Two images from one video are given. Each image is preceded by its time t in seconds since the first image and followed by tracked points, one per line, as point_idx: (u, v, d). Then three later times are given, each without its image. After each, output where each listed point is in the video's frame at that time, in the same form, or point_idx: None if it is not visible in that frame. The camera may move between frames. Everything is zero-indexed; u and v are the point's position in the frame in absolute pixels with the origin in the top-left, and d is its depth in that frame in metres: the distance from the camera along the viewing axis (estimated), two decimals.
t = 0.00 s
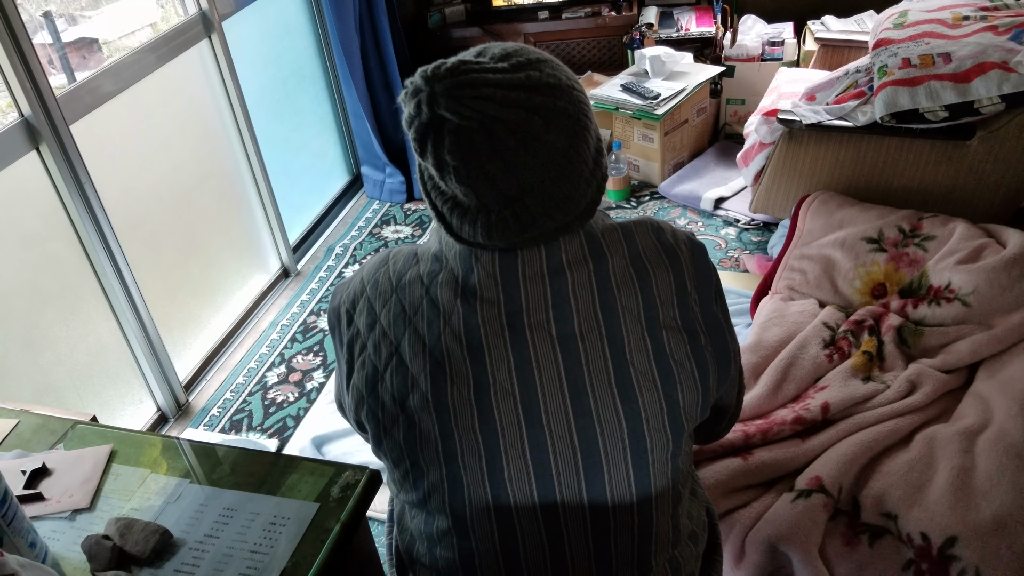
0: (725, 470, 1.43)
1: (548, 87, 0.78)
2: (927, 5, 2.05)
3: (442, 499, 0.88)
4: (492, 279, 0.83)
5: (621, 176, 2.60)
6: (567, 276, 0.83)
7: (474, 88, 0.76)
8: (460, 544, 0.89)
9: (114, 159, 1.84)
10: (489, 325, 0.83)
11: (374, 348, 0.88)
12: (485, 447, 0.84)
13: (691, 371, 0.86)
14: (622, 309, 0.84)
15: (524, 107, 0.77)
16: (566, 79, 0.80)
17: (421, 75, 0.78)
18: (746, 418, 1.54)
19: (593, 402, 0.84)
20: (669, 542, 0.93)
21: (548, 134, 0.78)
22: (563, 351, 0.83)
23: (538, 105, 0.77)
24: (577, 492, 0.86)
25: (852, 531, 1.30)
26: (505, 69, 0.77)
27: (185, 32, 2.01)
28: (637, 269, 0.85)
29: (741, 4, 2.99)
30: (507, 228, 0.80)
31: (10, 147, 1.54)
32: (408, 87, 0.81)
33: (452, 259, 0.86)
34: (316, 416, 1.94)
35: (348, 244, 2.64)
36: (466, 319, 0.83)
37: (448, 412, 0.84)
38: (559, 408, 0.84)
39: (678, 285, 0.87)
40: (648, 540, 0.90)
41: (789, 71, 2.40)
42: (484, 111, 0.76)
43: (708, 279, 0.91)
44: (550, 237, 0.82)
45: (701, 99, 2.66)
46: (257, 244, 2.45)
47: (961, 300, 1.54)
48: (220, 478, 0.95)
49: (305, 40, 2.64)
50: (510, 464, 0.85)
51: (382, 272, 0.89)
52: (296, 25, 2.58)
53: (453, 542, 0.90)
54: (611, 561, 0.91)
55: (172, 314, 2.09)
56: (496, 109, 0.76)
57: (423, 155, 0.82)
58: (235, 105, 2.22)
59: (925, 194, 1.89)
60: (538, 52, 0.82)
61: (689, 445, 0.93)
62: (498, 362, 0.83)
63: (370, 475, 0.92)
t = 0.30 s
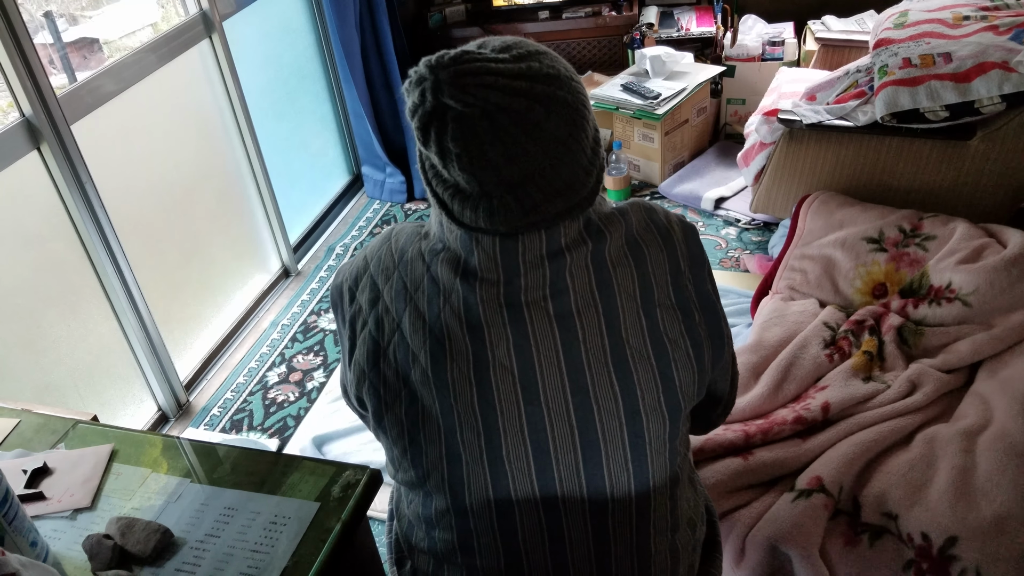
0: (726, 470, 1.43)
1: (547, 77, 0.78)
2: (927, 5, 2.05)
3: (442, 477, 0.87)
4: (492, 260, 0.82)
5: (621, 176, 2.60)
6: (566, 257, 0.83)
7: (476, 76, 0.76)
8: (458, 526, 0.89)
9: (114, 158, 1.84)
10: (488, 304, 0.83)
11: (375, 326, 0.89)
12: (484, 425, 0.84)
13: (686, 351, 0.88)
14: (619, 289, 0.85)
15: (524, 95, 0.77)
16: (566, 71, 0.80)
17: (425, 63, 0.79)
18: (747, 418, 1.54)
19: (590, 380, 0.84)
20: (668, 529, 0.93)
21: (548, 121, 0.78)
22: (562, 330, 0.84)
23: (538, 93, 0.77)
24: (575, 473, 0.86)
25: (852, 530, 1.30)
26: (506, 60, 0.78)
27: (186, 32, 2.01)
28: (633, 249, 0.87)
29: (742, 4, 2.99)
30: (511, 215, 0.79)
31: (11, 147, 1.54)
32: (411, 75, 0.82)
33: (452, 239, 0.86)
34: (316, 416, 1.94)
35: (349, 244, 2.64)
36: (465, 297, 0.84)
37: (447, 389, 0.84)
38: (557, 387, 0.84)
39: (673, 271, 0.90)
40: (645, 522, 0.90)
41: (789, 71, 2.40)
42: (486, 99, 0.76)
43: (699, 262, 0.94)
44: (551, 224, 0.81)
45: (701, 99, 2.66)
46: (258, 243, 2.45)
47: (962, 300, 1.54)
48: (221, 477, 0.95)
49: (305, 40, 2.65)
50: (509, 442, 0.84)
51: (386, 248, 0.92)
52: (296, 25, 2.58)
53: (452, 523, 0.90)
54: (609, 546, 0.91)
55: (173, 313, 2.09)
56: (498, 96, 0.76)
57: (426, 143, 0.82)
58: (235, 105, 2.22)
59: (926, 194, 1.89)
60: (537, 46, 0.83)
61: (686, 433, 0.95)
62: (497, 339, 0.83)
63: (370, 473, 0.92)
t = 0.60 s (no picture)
0: (726, 470, 1.43)
1: (555, 73, 0.78)
2: (926, 6, 2.06)
3: (444, 470, 0.88)
4: (500, 254, 0.82)
5: (621, 176, 2.60)
6: (572, 249, 0.83)
7: (486, 72, 0.75)
8: (461, 520, 0.89)
9: (113, 158, 1.84)
10: (494, 296, 0.83)
11: (379, 318, 0.89)
12: (488, 418, 0.84)
13: (689, 346, 0.89)
14: (623, 282, 0.86)
15: (533, 91, 0.76)
16: (574, 68, 0.80)
17: (436, 58, 0.78)
18: (747, 418, 1.55)
19: (594, 373, 0.84)
20: (668, 525, 0.93)
21: (556, 116, 0.77)
22: (567, 323, 0.84)
23: (547, 89, 0.77)
24: (578, 467, 0.86)
25: (851, 530, 1.31)
26: (515, 56, 0.77)
27: (185, 31, 2.01)
28: (637, 244, 0.88)
29: (741, 4, 3.00)
30: (518, 208, 0.79)
31: (9, 147, 1.53)
32: (421, 68, 0.81)
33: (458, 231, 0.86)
34: (316, 416, 1.94)
35: (349, 244, 2.64)
36: (471, 290, 0.83)
37: (451, 380, 0.84)
38: (561, 380, 0.84)
39: (677, 270, 0.91)
40: (645, 518, 0.90)
41: (789, 71, 2.40)
42: (495, 94, 0.75)
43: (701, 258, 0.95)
44: (557, 216, 0.81)
45: (701, 99, 2.66)
46: (258, 243, 2.45)
47: (961, 300, 1.55)
48: (220, 478, 0.95)
49: (305, 40, 2.64)
50: (512, 436, 0.85)
51: (390, 242, 0.91)
52: (296, 25, 2.58)
53: (454, 517, 0.90)
54: (611, 542, 0.91)
55: (172, 313, 2.09)
56: (506, 92, 0.75)
57: (434, 138, 0.81)
58: (234, 105, 2.22)
59: (925, 194, 1.89)
60: (545, 44, 0.82)
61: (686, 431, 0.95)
62: (502, 331, 0.84)
63: (370, 473, 0.92)
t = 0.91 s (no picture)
0: (725, 470, 1.43)
1: (557, 71, 0.79)
2: (925, 6, 2.06)
3: (446, 474, 0.88)
4: (502, 254, 0.83)
5: (620, 176, 2.60)
6: (574, 251, 0.84)
7: (487, 69, 0.77)
8: (461, 523, 0.90)
9: (112, 159, 1.84)
10: (497, 300, 0.83)
11: (377, 325, 0.87)
12: (490, 422, 0.84)
13: (693, 353, 0.88)
14: (627, 287, 0.85)
15: (534, 89, 0.78)
16: (575, 66, 0.82)
17: (437, 56, 0.80)
18: (746, 418, 1.55)
19: (597, 378, 0.84)
20: (668, 527, 0.94)
21: (557, 114, 0.79)
22: (569, 328, 0.83)
23: (547, 87, 0.78)
24: (579, 471, 0.86)
25: (851, 530, 1.31)
26: (516, 53, 0.79)
27: (184, 32, 2.01)
28: (642, 250, 0.86)
29: (740, 4, 3.00)
30: (518, 205, 0.80)
31: (7, 148, 1.53)
32: (422, 67, 0.82)
33: (460, 236, 0.85)
34: (316, 417, 1.94)
35: (348, 245, 2.64)
36: (473, 294, 0.83)
37: (453, 385, 0.84)
38: (563, 385, 0.84)
39: (683, 277, 0.89)
40: (646, 521, 0.90)
41: (788, 71, 2.40)
42: (497, 91, 0.77)
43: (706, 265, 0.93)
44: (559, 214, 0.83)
45: (700, 99, 2.66)
46: (257, 244, 2.45)
47: (960, 299, 1.55)
48: (220, 480, 0.95)
49: (304, 40, 2.64)
50: (514, 440, 0.85)
51: (388, 251, 0.90)
52: (295, 25, 2.58)
53: (455, 522, 0.90)
54: (611, 545, 0.91)
55: (172, 314, 2.09)
56: (508, 89, 0.77)
57: (435, 136, 0.83)
58: (234, 105, 2.22)
59: (924, 193, 1.89)
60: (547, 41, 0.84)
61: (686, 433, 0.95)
62: (505, 336, 0.83)
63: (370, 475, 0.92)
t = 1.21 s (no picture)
0: (725, 470, 1.43)
1: (536, 71, 0.80)
2: (925, 5, 2.06)
3: (446, 490, 0.88)
4: (498, 267, 0.83)
5: (620, 176, 2.60)
6: (571, 268, 0.83)
7: (462, 73, 0.77)
8: (460, 538, 0.90)
9: (112, 159, 1.84)
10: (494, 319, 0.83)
11: (375, 348, 0.88)
12: (489, 439, 0.85)
13: (696, 376, 0.87)
14: (628, 307, 0.84)
15: (512, 91, 0.78)
16: (556, 65, 0.81)
17: (413, 63, 0.80)
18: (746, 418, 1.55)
19: (596, 396, 0.84)
20: (667, 538, 0.94)
21: (537, 116, 0.80)
22: (568, 346, 0.83)
23: (525, 88, 0.79)
24: (578, 484, 0.86)
25: (851, 529, 1.31)
26: (495, 55, 0.79)
27: (183, 32, 2.01)
28: (643, 270, 0.85)
29: (740, 3, 2.99)
30: (502, 209, 0.83)
31: (7, 148, 1.53)
32: (402, 72, 0.83)
33: (456, 253, 0.85)
34: (316, 416, 1.94)
35: (348, 245, 2.64)
36: (470, 313, 0.83)
37: (451, 404, 0.85)
38: (562, 403, 0.84)
39: (686, 294, 0.87)
40: (645, 533, 0.91)
41: (788, 70, 2.40)
42: (474, 96, 0.77)
43: (714, 295, 0.91)
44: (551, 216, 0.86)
45: (700, 98, 2.66)
46: (257, 244, 2.45)
47: (960, 298, 1.55)
48: (220, 479, 0.95)
49: (304, 40, 2.64)
50: (513, 456, 0.85)
51: (379, 277, 0.89)
52: (294, 25, 2.58)
53: (455, 536, 0.91)
54: (610, 556, 0.92)
55: (172, 314, 2.09)
56: (485, 92, 0.77)
57: (419, 138, 0.84)
58: (233, 105, 2.22)
59: (923, 192, 1.89)
60: (530, 38, 0.84)
61: (692, 449, 0.93)
62: (504, 353, 0.83)
63: (369, 474, 0.92)
